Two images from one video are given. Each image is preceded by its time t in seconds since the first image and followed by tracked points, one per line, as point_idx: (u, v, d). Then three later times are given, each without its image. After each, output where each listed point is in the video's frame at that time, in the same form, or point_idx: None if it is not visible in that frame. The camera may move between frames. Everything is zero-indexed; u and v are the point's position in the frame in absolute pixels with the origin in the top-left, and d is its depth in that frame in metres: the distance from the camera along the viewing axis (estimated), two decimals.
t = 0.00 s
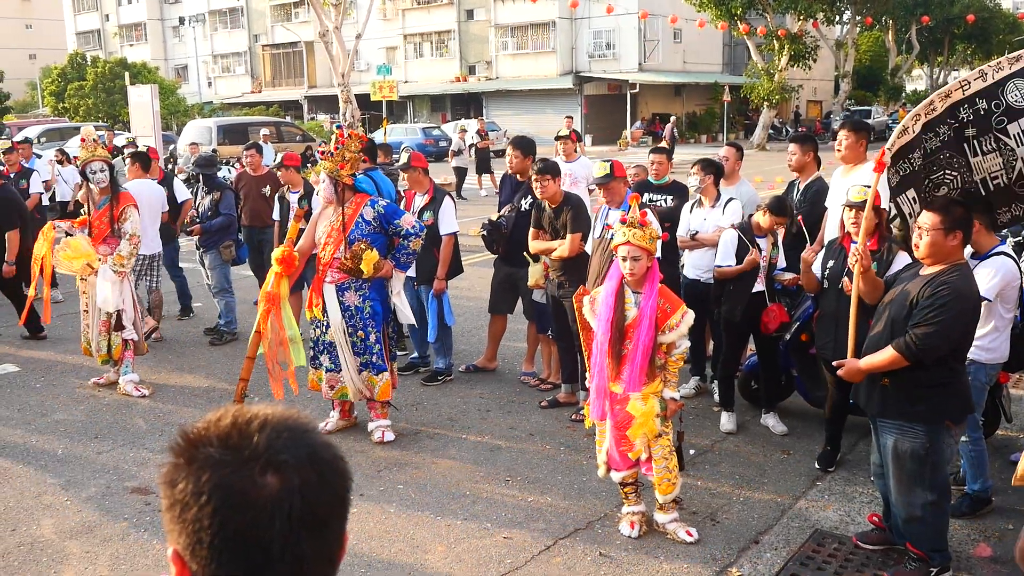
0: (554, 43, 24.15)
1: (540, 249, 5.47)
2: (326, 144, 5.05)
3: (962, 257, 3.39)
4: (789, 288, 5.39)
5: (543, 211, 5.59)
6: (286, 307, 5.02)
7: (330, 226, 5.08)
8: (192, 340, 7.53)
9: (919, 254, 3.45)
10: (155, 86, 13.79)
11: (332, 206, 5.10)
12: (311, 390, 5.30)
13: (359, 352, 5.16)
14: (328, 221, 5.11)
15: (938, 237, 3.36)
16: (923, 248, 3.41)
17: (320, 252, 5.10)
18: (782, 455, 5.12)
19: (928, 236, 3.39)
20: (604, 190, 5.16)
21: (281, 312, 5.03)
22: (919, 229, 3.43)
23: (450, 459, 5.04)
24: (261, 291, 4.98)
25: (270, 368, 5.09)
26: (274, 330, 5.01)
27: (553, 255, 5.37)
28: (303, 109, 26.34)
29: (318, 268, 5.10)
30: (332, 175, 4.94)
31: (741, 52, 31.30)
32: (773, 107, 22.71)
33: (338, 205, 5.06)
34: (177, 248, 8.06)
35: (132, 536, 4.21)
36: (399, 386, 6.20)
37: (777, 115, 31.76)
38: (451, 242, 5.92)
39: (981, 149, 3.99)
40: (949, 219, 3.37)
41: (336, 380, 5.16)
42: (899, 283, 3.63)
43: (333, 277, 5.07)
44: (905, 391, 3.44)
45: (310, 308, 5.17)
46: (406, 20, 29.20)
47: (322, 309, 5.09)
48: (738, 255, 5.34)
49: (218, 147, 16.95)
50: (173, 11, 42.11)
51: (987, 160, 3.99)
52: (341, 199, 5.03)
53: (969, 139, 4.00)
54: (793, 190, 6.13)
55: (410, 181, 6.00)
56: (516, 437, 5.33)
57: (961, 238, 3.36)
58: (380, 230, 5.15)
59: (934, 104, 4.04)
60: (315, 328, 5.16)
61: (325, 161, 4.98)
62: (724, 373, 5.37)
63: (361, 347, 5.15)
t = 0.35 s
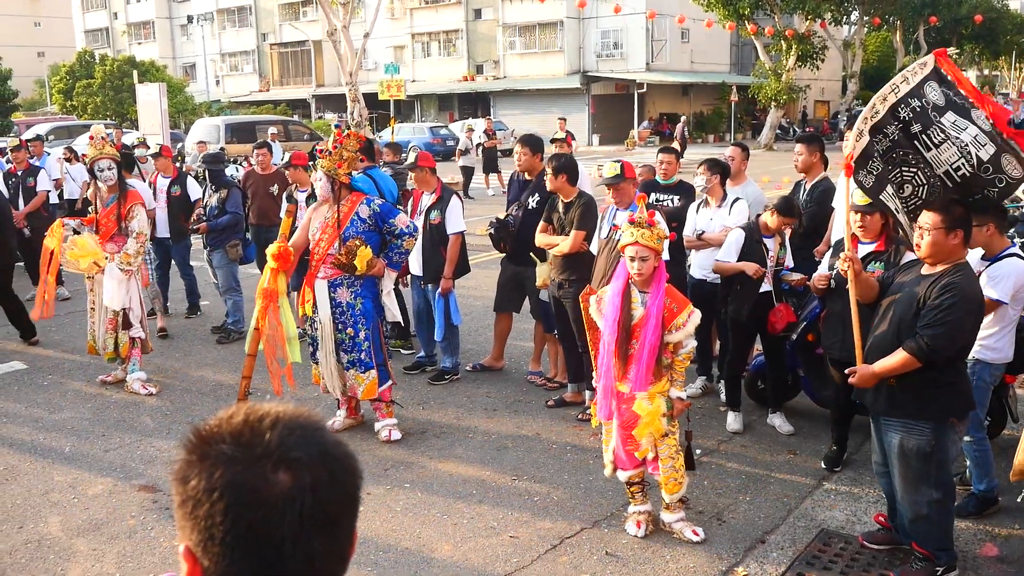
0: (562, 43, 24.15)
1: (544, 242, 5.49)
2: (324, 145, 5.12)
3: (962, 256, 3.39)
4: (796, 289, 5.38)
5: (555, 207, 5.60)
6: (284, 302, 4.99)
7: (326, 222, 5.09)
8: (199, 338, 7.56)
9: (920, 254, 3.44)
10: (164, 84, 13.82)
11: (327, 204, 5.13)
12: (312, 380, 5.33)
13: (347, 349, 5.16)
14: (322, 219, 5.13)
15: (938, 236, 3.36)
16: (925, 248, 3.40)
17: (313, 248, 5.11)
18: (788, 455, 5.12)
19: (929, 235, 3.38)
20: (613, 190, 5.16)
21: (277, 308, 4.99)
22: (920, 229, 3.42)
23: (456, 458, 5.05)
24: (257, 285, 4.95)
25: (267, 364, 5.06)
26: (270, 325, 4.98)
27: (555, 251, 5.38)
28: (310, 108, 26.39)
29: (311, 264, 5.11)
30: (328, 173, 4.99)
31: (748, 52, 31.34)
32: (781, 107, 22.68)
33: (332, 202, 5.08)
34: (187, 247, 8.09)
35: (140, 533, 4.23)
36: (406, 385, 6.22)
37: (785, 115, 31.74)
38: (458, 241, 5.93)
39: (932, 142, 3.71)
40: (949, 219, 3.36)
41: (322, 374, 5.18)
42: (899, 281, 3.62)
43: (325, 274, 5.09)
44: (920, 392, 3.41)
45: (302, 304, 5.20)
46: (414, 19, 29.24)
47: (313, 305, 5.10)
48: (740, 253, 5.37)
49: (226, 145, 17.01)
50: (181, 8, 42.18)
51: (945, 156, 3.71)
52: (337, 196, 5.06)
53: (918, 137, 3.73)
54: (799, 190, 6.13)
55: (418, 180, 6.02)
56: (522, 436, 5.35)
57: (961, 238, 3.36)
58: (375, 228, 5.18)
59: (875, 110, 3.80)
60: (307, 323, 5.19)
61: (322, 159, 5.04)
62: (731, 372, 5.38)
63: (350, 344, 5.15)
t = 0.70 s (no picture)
0: (567, 41, 24.15)
1: (550, 240, 5.49)
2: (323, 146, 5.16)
3: (965, 255, 3.41)
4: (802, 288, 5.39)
5: (562, 206, 5.60)
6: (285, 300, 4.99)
7: (325, 221, 5.10)
8: (205, 336, 7.58)
9: (924, 252, 3.45)
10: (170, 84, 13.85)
11: (327, 202, 5.13)
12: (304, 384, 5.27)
13: (348, 347, 5.15)
14: (322, 216, 5.12)
15: (943, 234, 3.37)
16: (928, 247, 3.41)
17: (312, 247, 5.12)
18: (793, 455, 5.12)
19: (933, 235, 3.39)
20: (618, 188, 5.15)
21: (277, 306, 4.99)
22: (923, 229, 3.42)
23: (461, 457, 5.06)
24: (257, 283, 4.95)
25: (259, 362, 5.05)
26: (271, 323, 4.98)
27: (560, 249, 5.39)
28: (315, 106, 26.42)
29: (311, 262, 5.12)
30: (328, 171, 5.01)
31: (753, 51, 31.31)
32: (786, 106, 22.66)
33: (331, 200, 5.10)
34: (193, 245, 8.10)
35: (146, 530, 4.24)
36: (411, 384, 6.23)
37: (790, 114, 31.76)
38: (463, 240, 5.97)
39: (835, 124, 3.76)
40: (952, 217, 3.37)
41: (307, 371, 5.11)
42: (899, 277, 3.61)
43: (326, 271, 5.09)
44: (937, 393, 3.39)
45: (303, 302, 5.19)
46: (419, 18, 29.26)
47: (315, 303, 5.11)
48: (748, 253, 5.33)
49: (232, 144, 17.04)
50: (186, 7, 42.24)
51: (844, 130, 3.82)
52: (337, 194, 5.08)
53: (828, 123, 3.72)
54: (804, 189, 6.14)
55: (424, 179, 6.02)
56: (528, 435, 5.36)
57: (965, 235, 3.38)
58: (376, 225, 5.19)
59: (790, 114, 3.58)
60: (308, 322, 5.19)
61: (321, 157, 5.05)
62: (736, 372, 5.37)
63: (351, 342, 5.15)
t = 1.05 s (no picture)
0: (571, 40, 24.16)
1: (555, 239, 5.49)
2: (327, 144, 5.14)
3: (966, 255, 3.42)
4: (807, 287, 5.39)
5: (568, 206, 5.60)
6: (292, 299, 5.00)
7: (331, 220, 5.11)
8: (209, 334, 7.59)
9: (925, 252, 3.44)
10: (177, 82, 13.87)
11: (332, 201, 5.14)
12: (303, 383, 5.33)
13: (354, 347, 5.16)
14: (328, 216, 5.13)
15: (945, 233, 3.37)
16: (930, 246, 3.41)
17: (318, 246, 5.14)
18: (797, 455, 5.12)
19: (936, 234, 3.38)
20: (623, 186, 5.15)
21: (284, 304, 5.00)
22: (924, 228, 3.42)
23: (465, 455, 5.07)
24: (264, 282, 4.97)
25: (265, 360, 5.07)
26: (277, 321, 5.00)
27: (565, 248, 5.39)
28: (320, 105, 26.43)
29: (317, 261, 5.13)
30: (332, 171, 4.99)
31: (757, 50, 31.31)
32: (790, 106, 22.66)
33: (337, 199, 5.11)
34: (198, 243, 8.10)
35: (151, 527, 4.25)
36: (415, 382, 6.24)
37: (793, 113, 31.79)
38: (468, 239, 5.97)
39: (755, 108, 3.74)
40: (952, 217, 3.38)
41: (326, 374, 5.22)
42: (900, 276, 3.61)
43: (332, 271, 5.10)
44: (950, 391, 3.40)
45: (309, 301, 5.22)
46: (424, 17, 29.28)
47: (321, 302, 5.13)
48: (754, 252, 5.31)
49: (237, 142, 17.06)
50: (192, 5, 42.28)
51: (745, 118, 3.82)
52: (342, 193, 5.09)
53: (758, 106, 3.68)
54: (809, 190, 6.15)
55: (428, 178, 6.01)
56: (532, 434, 5.37)
57: (965, 234, 3.39)
58: (381, 225, 5.19)
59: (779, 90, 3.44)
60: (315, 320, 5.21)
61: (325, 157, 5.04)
62: (741, 372, 5.38)
63: (356, 341, 5.16)
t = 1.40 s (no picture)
0: (575, 40, 24.17)
1: (559, 239, 5.50)
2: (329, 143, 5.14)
3: (963, 255, 3.43)
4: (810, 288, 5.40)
5: (571, 206, 5.61)
6: (295, 298, 5.01)
7: (334, 220, 5.13)
8: (212, 331, 7.60)
9: (923, 252, 3.45)
10: (181, 80, 13.89)
11: (335, 201, 5.15)
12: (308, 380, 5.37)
13: (356, 346, 5.17)
14: (331, 216, 5.15)
15: (941, 233, 3.38)
16: (928, 246, 3.42)
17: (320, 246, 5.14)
18: (799, 455, 5.12)
19: (931, 234, 3.40)
20: (625, 186, 5.16)
21: (288, 303, 5.00)
22: (921, 229, 3.44)
23: (467, 455, 5.08)
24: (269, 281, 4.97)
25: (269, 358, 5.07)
26: (281, 320, 5.01)
27: (569, 248, 5.39)
28: (323, 103, 26.46)
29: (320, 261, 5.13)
30: (334, 170, 4.99)
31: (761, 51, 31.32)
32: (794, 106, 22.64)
33: (339, 199, 5.12)
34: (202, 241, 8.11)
35: (153, 525, 4.26)
36: (417, 382, 6.24)
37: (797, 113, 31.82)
38: (471, 238, 5.97)
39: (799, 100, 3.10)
40: (948, 217, 3.39)
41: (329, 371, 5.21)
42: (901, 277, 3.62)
43: (334, 271, 5.11)
44: (951, 391, 3.40)
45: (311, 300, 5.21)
46: (428, 16, 29.29)
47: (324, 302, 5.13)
48: (756, 252, 5.31)
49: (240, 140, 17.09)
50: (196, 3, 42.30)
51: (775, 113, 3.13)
52: (345, 193, 5.09)
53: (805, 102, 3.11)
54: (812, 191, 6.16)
55: (431, 177, 6.02)
56: (534, 433, 5.38)
57: (962, 234, 3.40)
58: (383, 224, 5.21)
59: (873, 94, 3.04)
60: (318, 319, 5.22)
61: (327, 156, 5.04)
62: (743, 372, 5.38)
63: (359, 340, 5.17)
